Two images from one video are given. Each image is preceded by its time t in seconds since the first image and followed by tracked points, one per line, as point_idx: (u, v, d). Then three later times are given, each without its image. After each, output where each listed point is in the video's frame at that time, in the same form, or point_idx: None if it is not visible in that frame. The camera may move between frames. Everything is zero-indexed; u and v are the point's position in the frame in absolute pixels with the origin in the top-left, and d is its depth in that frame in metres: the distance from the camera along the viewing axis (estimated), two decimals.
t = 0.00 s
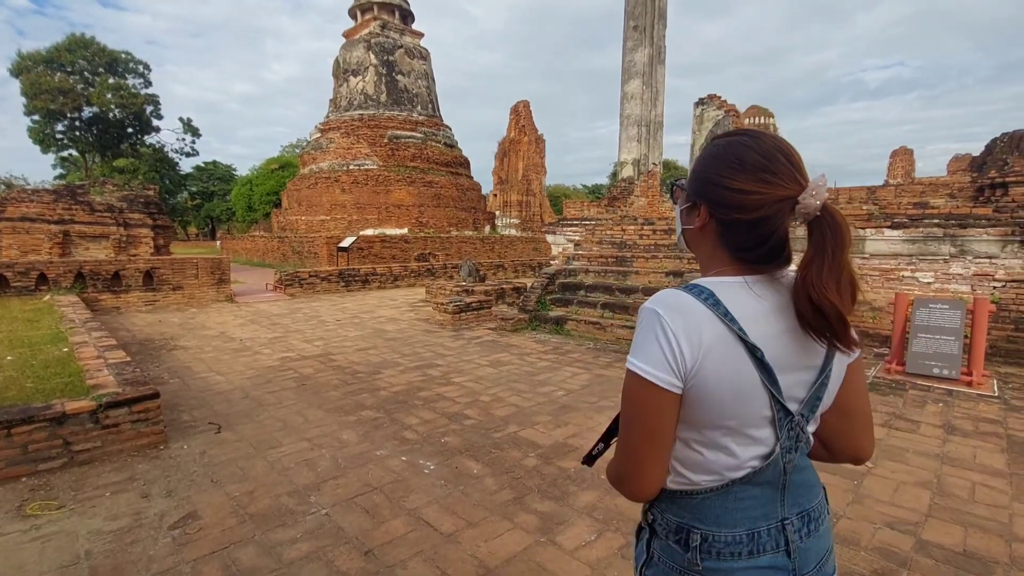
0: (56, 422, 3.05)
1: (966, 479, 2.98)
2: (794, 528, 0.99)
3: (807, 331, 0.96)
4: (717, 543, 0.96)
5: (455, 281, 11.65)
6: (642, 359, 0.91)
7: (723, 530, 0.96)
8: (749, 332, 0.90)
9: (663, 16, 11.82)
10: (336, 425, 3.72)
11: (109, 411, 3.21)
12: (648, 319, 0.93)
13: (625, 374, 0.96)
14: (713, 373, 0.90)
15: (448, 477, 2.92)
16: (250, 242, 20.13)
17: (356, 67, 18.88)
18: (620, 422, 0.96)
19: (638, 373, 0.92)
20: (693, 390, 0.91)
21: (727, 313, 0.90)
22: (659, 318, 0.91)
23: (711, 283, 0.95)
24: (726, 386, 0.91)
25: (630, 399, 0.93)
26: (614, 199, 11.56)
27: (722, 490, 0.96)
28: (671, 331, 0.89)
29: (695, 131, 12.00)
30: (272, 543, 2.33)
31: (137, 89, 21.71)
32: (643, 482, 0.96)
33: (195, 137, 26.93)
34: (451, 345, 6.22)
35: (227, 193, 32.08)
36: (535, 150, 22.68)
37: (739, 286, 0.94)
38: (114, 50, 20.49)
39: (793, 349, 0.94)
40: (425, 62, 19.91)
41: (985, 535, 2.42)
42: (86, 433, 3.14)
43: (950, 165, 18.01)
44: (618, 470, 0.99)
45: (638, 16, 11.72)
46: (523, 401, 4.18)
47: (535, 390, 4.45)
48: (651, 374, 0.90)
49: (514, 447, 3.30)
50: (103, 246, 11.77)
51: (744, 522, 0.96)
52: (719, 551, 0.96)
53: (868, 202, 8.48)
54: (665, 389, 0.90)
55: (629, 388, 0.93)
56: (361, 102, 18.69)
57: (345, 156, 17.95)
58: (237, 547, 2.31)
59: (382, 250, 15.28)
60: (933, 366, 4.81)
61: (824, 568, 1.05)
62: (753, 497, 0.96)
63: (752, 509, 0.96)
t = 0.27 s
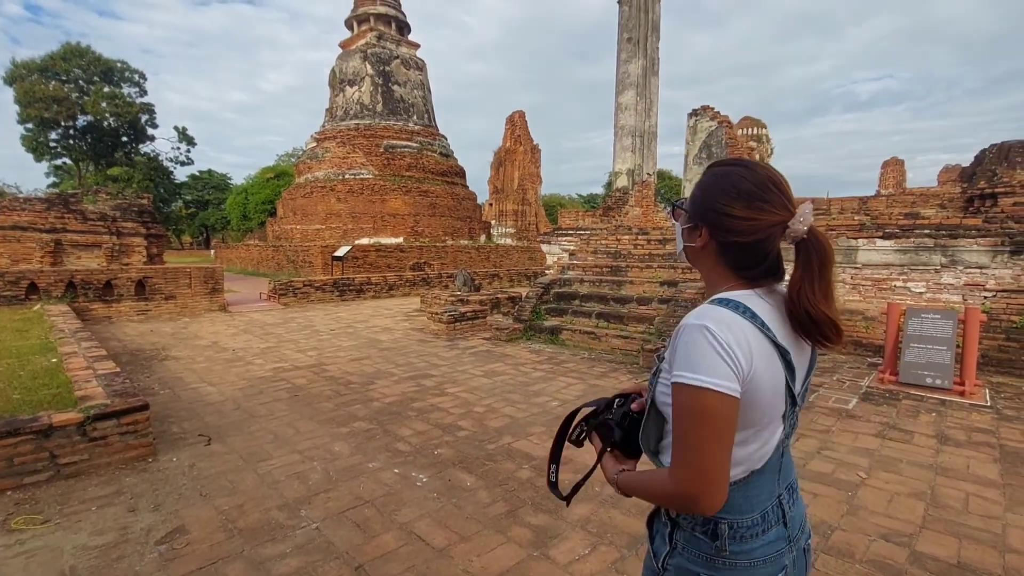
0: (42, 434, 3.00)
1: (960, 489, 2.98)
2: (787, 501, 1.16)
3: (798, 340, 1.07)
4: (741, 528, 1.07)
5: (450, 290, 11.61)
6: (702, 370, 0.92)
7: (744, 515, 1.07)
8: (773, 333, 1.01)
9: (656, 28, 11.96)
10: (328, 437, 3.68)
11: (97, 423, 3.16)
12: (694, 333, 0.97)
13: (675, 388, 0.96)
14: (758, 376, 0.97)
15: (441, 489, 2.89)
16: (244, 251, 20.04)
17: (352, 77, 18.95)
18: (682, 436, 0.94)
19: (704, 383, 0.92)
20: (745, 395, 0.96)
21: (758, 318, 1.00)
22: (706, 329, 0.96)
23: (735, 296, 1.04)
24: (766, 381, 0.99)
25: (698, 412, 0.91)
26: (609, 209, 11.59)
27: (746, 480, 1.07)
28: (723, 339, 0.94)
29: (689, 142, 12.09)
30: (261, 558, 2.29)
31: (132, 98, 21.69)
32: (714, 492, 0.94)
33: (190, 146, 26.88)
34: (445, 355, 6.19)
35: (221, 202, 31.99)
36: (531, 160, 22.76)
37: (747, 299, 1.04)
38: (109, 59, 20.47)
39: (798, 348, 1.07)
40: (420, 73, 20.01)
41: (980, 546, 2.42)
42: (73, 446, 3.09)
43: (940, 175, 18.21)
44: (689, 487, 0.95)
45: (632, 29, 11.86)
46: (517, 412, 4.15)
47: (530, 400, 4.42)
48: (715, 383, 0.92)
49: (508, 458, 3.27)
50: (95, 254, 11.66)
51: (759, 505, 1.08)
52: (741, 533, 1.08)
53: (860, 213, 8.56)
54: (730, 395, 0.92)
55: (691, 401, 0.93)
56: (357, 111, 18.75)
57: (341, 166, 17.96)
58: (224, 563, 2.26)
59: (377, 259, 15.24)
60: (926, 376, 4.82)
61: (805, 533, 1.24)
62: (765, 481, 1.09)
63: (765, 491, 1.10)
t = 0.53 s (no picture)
0: (31, 448, 2.96)
1: (956, 501, 2.97)
2: (781, 492, 1.21)
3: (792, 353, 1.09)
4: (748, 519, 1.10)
5: (447, 301, 11.59)
6: (731, 378, 0.96)
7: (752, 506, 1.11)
8: (789, 338, 1.06)
9: (651, 42, 12.11)
10: (322, 450, 3.65)
11: (87, 436, 3.12)
12: (718, 343, 1.00)
13: (702, 399, 0.99)
14: (779, 381, 1.03)
15: (435, 503, 2.86)
16: (240, 261, 19.99)
17: (349, 88, 19.06)
18: (715, 443, 0.97)
19: (733, 391, 0.95)
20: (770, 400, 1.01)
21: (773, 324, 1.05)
22: (730, 340, 0.99)
23: (747, 308, 1.08)
24: (784, 387, 1.05)
25: (731, 418, 0.94)
26: (605, 219, 11.63)
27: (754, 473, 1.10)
28: (745, 348, 0.98)
29: (684, 153, 12.19)
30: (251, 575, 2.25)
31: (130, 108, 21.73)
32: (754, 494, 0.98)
33: (187, 156, 26.91)
34: (441, 366, 6.17)
35: (218, 212, 31.98)
36: (527, 171, 22.88)
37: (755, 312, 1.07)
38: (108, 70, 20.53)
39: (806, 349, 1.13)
40: (418, 84, 20.16)
41: (976, 559, 2.40)
42: (62, 460, 3.05)
43: (932, 186, 18.41)
44: (731, 493, 0.97)
45: (627, 42, 12.01)
46: (513, 423, 4.13)
47: (525, 412, 4.40)
48: (743, 390, 0.95)
49: (504, 471, 3.25)
50: (89, 266, 11.51)
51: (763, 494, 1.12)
52: (748, 524, 1.11)
53: (854, 224, 8.63)
54: (759, 401, 0.96)
55: (721, 409, 0.96)
56: (354, 122, 18.84)
57: (338, 176, 18.00)
58: None
59: (373, 269, 15.24)
60: (921, 386, 4.83)
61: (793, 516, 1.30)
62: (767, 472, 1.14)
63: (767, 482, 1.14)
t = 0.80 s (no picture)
0: (24, 463, 2.93)
1: (956, 514, 2.95)
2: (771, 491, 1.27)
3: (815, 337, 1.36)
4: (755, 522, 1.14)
5: (445, 312, 11.58)
6: (765, 395, 1.02)
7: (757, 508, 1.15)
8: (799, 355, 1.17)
9: (647, 56, 12.26)
10: (318, 464, 3.62)
11: (81, 451, 3.10)
12: (750, 362, 1.06)
13: (735, 415, 1.04)
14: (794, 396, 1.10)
15: (432, 518, 2.83)
16: (238, 272, 19.97)
17: (348, 101, 19.20)
18: (745, 457, 1.02)
19: (767, 407, 1.01)
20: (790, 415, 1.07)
21: (787, 344, 1.14)
22: (761, 357, 1.06)
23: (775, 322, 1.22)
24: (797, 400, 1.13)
25: (762, 433, 1.00)
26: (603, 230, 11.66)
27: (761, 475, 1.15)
28: (774, 366, 1.06)
29: (680, 165, 12.27)
30: None
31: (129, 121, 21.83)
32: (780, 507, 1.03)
33: (186, 168, 26.99)
34: (439, 379, 6.14)
35: (216, 224, 32.02)
36: (526, 182, 22.99)
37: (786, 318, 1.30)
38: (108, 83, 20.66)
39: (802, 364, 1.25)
40: (417, 97, 20.32)
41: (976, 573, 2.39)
42: (55, 475, 3.02)
43: (927, 197, 18.54)
44: (760, 506, 1.02)
45: (623, 56, 12.15)
46: (511, 436, 4.10)
47: (523, 425, 4.38)
48: (775, 406, 1.02)
49: (501, 485, 3.22)
50: (87, 277, 11.58)
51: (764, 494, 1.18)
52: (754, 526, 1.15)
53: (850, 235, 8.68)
54: (785, 416, 1.02)
55: (755, 424, 1.01)
56: (353, 135, 18.95)
57: (336, 188, 18.06)
58: None
59: (371, 280, 15.23)
60: (919, 398, 4.83)
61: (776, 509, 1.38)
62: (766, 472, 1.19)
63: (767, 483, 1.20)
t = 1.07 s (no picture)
0: (20, 477, 2.91)
1: (958, 525, 2.94)
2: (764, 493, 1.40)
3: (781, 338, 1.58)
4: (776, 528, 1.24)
5: (444, 323, 11.57)
6: (800, 396, 1.10)
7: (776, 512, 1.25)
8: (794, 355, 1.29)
9: (644, 68, 12.40)
10: (316, 477, 3.59)
11: (77, 465, 3.08)
12: (782, 367, 1.13)
13: (777, 419, 1.09)
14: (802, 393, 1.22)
15: (431, 533, 2.81)
16: (237, 284, 19.97)
17: (348, 113, 19.34)
18: (792, 459, 1.08)
19: (804, 408, 1.09)
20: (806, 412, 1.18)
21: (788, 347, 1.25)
22: (786, 362, 1.14)
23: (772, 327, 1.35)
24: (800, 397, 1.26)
25: (804, 433, 1.08)
26: (602, 241, 11.67)
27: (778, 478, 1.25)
28: (797, 368, 1.14)
29: (678, 176, 12.33)
30: None
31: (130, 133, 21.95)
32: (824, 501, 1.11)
33: (186, 180, 27.10)
34: (438, 390, 6.13)
35: (216, 235, 32.08)
36: (525, 193, 23.09)
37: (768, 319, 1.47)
38: (109, 96, 20.82)
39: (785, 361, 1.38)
40: (416, 109, 20.48)
41: None
42: (51, 489, 3.00)
43: (924, 207, 18.63)
44: (812, 506, 1.08)
45: (620, 68, 12.29)
46: (510, 449, 4.08)
47: (523, 436, 4.36)
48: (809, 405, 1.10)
49: (500, 498, 3.20)
50: (84, 288, 11.47)
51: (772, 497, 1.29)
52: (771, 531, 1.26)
53: (848, 245, 8.72)
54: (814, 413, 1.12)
55: (799, 425, 1.08)
56: (353, 146, 19.07)
57: (336, 199, 18.12)
58: None
59: (371, 291, 15.22)
60: (919, 408, 4.83)
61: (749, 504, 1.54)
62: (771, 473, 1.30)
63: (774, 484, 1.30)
